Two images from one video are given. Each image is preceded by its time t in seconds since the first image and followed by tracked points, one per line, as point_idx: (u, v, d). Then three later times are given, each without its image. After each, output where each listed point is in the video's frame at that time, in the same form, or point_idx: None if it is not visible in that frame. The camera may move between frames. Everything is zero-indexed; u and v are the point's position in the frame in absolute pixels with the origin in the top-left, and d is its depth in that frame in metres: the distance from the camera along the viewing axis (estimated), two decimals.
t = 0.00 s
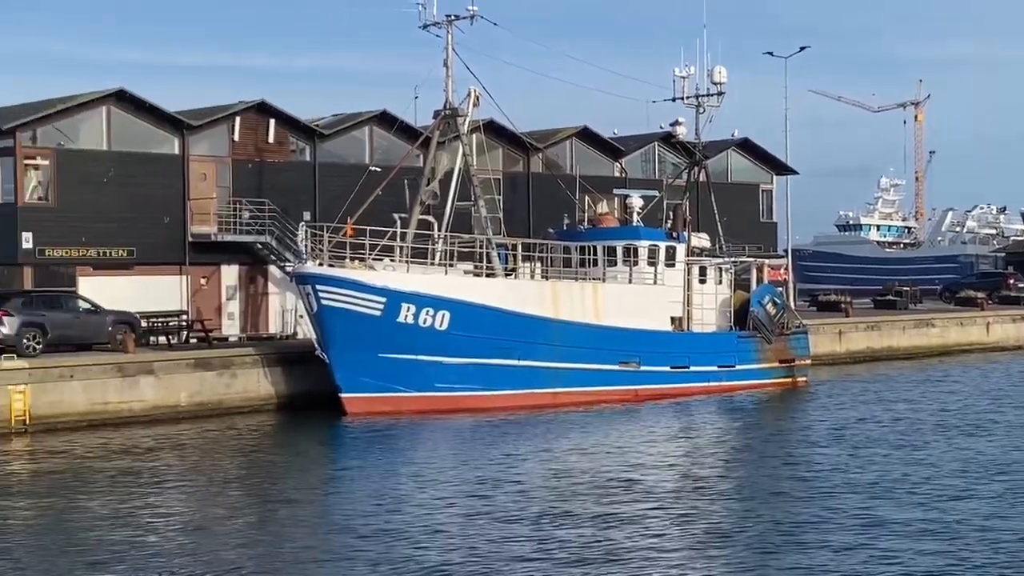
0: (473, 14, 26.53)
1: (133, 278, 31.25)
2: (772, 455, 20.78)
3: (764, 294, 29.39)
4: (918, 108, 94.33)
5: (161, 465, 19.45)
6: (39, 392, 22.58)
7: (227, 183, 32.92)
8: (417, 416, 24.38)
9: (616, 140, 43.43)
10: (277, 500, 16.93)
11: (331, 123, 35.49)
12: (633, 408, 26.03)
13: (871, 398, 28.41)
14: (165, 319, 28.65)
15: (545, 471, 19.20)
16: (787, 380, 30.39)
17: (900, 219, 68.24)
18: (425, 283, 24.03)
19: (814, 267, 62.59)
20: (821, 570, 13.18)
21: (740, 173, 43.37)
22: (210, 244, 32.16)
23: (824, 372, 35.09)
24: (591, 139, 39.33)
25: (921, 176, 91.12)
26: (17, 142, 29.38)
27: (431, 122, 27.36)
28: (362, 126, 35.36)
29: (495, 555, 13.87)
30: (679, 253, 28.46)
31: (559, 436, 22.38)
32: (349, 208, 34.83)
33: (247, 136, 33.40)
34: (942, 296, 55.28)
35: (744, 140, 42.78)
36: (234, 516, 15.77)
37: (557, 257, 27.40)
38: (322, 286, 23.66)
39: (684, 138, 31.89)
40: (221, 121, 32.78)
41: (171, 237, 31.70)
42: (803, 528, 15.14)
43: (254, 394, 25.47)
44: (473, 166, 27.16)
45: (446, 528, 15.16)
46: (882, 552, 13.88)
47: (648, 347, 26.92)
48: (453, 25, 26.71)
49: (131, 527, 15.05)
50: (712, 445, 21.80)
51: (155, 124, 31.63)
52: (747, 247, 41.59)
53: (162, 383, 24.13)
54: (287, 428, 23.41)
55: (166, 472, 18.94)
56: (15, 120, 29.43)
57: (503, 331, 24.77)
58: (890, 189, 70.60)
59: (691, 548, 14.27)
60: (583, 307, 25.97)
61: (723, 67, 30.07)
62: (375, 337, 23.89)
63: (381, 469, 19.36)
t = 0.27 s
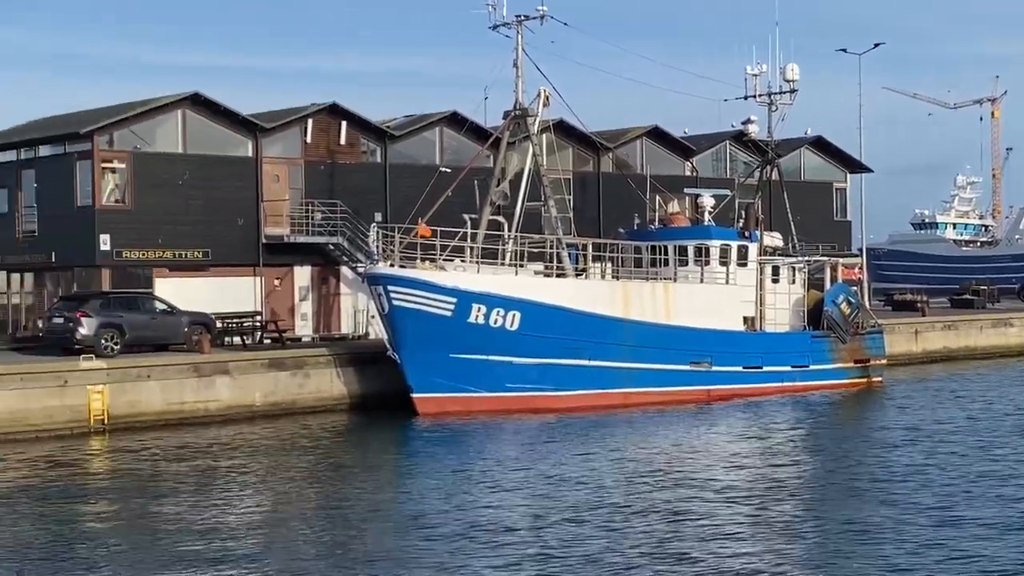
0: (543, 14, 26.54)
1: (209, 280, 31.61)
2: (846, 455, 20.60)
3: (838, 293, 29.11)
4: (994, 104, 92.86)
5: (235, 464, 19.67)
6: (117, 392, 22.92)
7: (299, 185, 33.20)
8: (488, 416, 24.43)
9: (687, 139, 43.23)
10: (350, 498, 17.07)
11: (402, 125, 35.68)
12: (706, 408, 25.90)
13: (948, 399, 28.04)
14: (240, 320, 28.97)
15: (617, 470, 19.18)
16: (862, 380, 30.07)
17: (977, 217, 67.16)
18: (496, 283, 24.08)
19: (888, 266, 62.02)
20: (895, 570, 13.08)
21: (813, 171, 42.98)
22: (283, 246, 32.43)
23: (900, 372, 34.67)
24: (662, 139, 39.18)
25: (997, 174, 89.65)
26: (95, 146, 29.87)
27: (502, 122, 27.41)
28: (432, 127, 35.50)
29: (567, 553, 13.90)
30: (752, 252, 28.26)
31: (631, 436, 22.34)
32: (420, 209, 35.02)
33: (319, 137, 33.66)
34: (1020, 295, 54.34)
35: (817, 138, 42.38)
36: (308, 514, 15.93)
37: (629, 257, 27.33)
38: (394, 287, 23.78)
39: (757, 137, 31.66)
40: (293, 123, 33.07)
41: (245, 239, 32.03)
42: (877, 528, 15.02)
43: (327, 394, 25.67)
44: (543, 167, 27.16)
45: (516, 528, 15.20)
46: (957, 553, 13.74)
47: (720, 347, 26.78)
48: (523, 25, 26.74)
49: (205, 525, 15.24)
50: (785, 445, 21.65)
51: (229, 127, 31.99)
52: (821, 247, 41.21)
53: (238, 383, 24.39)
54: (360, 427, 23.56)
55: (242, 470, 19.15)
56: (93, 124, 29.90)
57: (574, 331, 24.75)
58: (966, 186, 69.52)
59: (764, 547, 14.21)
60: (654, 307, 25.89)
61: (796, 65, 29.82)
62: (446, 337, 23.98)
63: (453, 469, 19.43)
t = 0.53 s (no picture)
0: (617, 15, 26.43)
1: (285, 282, 31.89)
2: (926, 457, 20.30)
3: (918, 294, 28.66)
4: None
5: (312, 465, 19.80)
6: (196, 393, 23.17)
7: (374, 188, 33.35)
8: (563, 418, 24.36)
9: (763, 139, 42.85)
10: (425, 500, 17.11)
11: (476, 127, 35.71)
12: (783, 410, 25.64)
13: None
14: (316, 322, 29.18)
15: (693, 473, 19.05)
16: (943, 382, 29.58)
17: None
18: (570, 285, 24.01)
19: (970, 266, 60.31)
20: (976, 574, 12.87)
21: (893, 170, 42.41)
22: (359, 248, 32.62)
23: (983, 374, 34.08)
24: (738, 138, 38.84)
25: None
26: (174, 151, 30.23)
27: (576, 123, 27.32)
28: (507, 129, 35.49)
29: (642, 555, 13.84)
30: (830, 252, 27.91)
31: (707, 438, 22.19)
32: (494, 211, 35.06)
33: (393, 140, 33.73)
34: None
35: (897, 137, 41.81)
36: (384, 515, 16.00)
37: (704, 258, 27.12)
38: (468, 289, 23.79)
39: (834, 136, 31.30)
40: (367, 126, 33.18)
41: (321, 241, 32.25)
42: (959, 532, 14.79)
43: (403, 396, 25.77)
44: (618, 168, 27.03)
45: (591, 530, 15.14)
46: None
47: (798, 348, 26.49)
48: (597, 26, 26.64)
49: (282, 525, 15.35)
50: (864, 447, 21.37)
51: (305, 131, 32.21)
52: (900, 247, 40.66)
53: (314, 385, 24.57)
54: (435, 429, 23.63)
55: (319, 471, 19.28)
56: (171, 129, 30.26)
57: (649, 332, 24.62)
58: None
59: (842, 550, 14.05)
60: (730, 308, 25.67)
61: (875, 63, 29.43)
62: (521, 339, 23.94)
63: (529, 470, 19.42)
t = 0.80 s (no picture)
0: (692, 16, 26.26)
1: (362, 285, 32.08)
2: (1010, 460, 19.94)
3: (1002, 295, 28.14)
4: None
5: (388, 467, 19.88)
6: (274, 395, 23.37)
7: (449, 191, 33.44)
8: (640, 421, 24.23)
9: (842, 139, 42.35)
10: (502, 501, 17.12)
11: (551, 129, 35.68)
12: (863, 413, 25.32)
13: None
14: (392, 325, 29.32)
15: (772, 475, 18.87)
16: None
17: None
18: (646, 286, 23.90)
19: None
20: None
21: (975, 170, 41.72)
22: (434, 250, 32.76)
23: None
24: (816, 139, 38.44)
25: None
26: (252, 155, 30.52)
27: (652, 125, 27.18)
28: (582, 131, 35.43)
29: (719, 557, 13.74)
30: (911, 253, 27.51)
31: (785, 441, 21.97)
32: (569, 213, 35.03)
33: (468, 143, 33.84)
34: None
35: (979, 136, 41.14)
36: (460, 516, 16.03)
37: (782, 259, 26.86)
38: (543, 291, 23.76)
39: (915, 135, 30.86)
40: (442, 129, 33.28)
41: (397, 244, 32.41)
42: None
43: (479, 398, 25.79)
44: (694, 169, 26.84)
45: (667, 532, 15.05)
46: None
47: (878, 350, 26.16)
48: (673, 27, 26.49)
49: (357, 525, 15.42)
50: (946, 450, 21.04)
51: (381, 134, 32.37)
52: (982, 247, 39.99)
53: (390, 387, 24.67)
54: (510, 431, 23.62)
55: (396, 473, 19.36)
56: (249, 134, 30.56)
57: (725, 334, 24.45)
58: None
59: (923, 553, 13.85)
60: (808, 310, 25.41)
61: (955, 61, 28.98)
62: (596, 342, 23.86)
63: (604, 473, 19.34)
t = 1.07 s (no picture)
0: (767, 17, 26.06)
1: (435, 288, 32.18)
2: None
3: None
4: None
5: (461, 469, 19.93)
6: (349, 398, 23.52)
7: (522, 194, 33.45)
8: (715, 425, 24.05)
9: (919, 139, 41.79)
10: (575, 504, 17.10)
11: (624, 132, 35.59)
12: (943, 417, 24.94)
13: None
14: (465, 328, 29.38)
15: (848, 479, 18.67)
16: None
17: None
18: (721, 290, 23.74)
19: None
20: None
21: None
22: (507, 254, 32.81)
23: None
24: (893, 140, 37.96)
25: None
26: (327, 160, 30.72)
27: (726, 127, 27.00)
28: (655, 133, 35.29)
29: (794, 561, 13.63)
30: (991, 255, 27.05)
31: (862, 445, 21.71)
32: (642, 216, 34.93)
33: (541, 146, 33.79)
34: None
35: None
36: (533, 519, 16.04)
37: (859, 262, 26.53)
38: (617, 294, 23.72)
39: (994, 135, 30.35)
40: (515, 133, 33.29)
41: (470, 247, 32.49)
42: None
43: (552, 402, 25.77)
44: (769, 171, 26.62)
45: (741, 536, 14.95)
46: None
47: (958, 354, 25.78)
48: (747, 28, 26.30)
49: (430, 527, 15.48)
50: None
51: (454, 138, 32.46)
52: None
53: (464, 390, 24.73)
54: (584, 434, 23.58)
55: (469, 475, 19.41)
56: (324, 139, 30.77)
57: (801, 337, 24.22)
58: None
59: (1004, 558, 13.63)
60: (886, 313, 25.11)
61: None
62: (671, 345, 23.75)
63: (678, 477, 19.24)
